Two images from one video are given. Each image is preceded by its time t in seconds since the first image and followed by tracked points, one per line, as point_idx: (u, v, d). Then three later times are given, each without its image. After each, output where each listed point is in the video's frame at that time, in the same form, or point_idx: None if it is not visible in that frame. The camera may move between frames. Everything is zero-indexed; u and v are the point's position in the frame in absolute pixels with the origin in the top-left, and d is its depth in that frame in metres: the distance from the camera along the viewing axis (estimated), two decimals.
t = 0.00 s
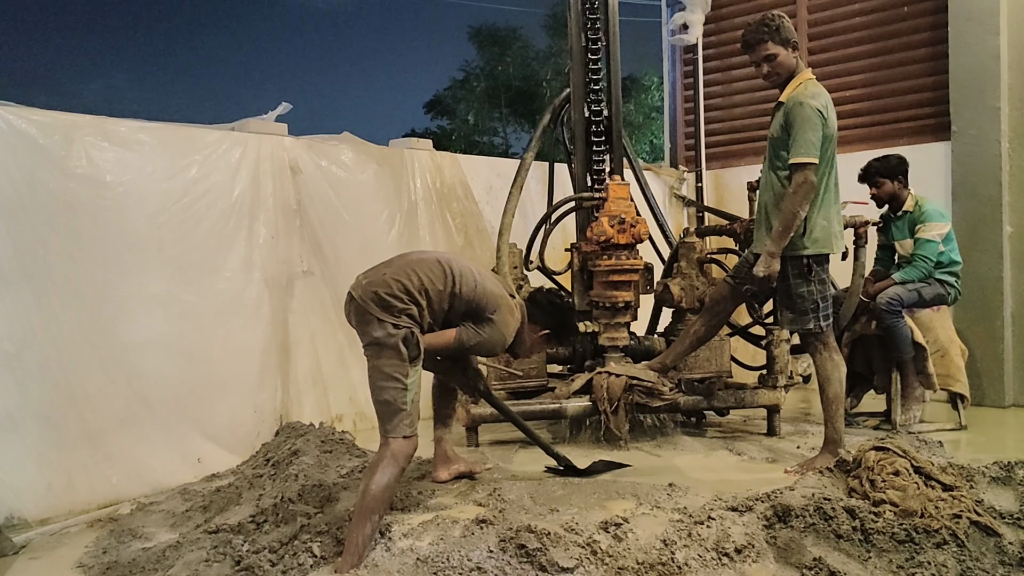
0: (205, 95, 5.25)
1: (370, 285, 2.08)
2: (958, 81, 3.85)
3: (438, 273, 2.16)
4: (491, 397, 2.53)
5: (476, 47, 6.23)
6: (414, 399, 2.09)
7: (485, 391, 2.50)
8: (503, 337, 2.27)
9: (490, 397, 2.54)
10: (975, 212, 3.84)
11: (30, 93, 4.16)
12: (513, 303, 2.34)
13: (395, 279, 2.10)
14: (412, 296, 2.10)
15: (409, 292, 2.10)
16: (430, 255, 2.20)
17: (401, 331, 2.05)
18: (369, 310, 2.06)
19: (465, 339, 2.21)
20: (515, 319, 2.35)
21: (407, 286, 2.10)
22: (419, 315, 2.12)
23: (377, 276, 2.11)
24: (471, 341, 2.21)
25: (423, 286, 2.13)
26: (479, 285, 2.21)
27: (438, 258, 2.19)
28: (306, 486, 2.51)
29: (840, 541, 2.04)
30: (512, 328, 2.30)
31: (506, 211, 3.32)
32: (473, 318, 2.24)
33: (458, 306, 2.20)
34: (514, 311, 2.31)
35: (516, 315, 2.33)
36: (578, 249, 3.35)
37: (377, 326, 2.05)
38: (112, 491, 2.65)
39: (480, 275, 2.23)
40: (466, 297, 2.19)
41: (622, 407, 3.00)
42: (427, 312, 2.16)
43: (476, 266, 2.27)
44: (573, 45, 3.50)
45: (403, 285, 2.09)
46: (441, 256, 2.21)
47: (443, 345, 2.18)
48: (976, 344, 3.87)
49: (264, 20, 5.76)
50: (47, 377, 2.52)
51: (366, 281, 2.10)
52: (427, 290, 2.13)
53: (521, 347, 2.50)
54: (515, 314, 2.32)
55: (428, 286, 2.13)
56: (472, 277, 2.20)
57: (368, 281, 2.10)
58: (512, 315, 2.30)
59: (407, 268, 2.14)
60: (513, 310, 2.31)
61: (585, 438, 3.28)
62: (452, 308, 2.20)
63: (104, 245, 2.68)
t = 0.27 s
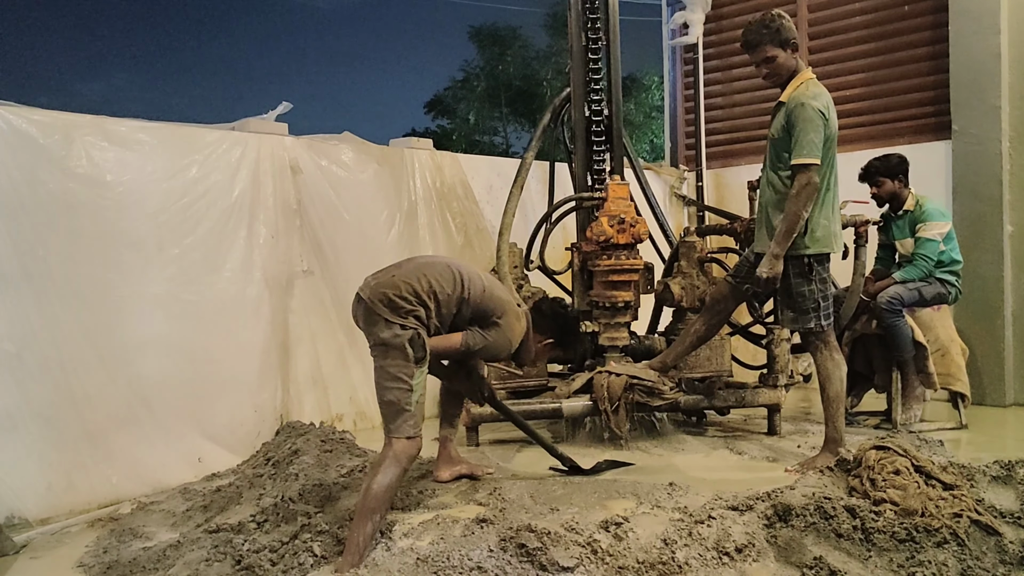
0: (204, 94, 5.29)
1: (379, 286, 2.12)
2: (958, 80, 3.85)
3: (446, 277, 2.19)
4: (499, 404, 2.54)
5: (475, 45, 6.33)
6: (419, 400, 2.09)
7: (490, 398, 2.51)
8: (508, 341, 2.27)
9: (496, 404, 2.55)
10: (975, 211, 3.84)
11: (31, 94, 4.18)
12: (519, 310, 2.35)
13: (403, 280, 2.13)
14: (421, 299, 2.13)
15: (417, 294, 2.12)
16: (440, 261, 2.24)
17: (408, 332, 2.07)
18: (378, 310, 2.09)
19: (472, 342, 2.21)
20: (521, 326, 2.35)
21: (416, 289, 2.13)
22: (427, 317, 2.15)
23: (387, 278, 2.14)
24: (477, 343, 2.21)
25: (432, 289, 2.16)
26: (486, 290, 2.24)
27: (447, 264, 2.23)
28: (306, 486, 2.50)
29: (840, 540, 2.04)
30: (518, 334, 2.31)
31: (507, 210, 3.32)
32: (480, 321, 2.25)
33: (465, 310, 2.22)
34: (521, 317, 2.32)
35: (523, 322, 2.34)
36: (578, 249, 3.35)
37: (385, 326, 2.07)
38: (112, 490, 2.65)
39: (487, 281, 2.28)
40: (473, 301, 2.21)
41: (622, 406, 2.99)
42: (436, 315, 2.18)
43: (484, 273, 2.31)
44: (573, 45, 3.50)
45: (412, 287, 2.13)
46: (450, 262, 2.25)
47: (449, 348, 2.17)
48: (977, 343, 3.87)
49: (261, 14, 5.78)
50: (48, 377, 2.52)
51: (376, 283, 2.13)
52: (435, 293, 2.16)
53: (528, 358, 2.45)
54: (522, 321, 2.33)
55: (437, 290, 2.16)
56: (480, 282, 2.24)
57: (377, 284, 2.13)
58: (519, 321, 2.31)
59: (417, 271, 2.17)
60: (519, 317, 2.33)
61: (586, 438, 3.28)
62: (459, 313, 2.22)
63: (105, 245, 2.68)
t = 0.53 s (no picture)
0: (205, 95, 5.30)
1: (390, 289, 2.11)
2: (957, 80, 3.85)
3: (457, 284, 2.20)
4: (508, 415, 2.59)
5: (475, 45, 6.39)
6: (427, 403, 2.10)
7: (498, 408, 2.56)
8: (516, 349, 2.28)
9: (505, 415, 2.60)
10: (975, 211, 3.84)
11: (30, 94, 4.18)
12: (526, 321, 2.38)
13: (416, 285, 2.13)
14: (431, 304, 2.13)
15: (428, 299, 2.13)
16: (451, 268, 2.25)
17: (417, 335, 2.07)
18: (388, 313, 2.09)
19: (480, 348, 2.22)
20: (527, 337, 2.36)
21: (427, 294, 2.13)
22: (436, 322, 2.15)
23: (398, 282, 2.14)
24: (485, 349, 2.22)
25: (442, 294, 2.16)
26: (495, 299, 2.26)
27: (458, 271, 2.24)
28: (306, 485, 2.50)
29: (840, 540, 2.04)
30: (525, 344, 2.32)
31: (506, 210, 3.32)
32: (487, 329, 2.26)
33: (474, 317, 2.23)
34: (528, 327, 2.34)
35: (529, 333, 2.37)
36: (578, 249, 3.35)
37: (394, 329, 2.08)
38: (112, 490, 2.65)
39: (497, 290, 2.30)
40: (483, 309, 2.23)
41: (622, 406, 2.99)
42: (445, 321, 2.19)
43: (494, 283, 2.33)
44: (573, 45, 3.50)
45: (423, 292, 2.13)
46: (461, 270, 2.26)
47: (456, 354, 2.19)
48: (977, 343, 3.87)
49: (261, 14, 5.78)
50: (48, 377, 2.52)
51: (386, 286, 2.13)
52: (445, 299, 2.16)
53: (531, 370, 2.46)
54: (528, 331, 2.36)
55: (447, 295, 2.16)
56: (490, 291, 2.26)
57: (388, 287, 2.12)
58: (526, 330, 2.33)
59: (429, 277, 2.17)
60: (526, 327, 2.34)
61: (585, 438, 3.27)
62: (468, 320, 2.23)
63: (104, 245, 2.68)
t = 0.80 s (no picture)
0: (204, 95, 5.30)
1: (401, 301, 2.17)
2: (957, 81, 3.85)
3: (466, 295, 2.26)
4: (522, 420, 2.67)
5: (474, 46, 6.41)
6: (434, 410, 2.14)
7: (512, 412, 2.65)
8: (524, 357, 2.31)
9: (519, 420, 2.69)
10: (975, 212, 3.84)
11: (31, 93, 4.19)
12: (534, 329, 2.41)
13: (425, 296, 2.18)
14: (441, 314, 2.19)
15: (438, 309, 2.18)
16: (458, 280, 2.31)
17: (427, 344, 2.12)
18: (399, 323, 2.14)
19: (489, 357, 2.26)
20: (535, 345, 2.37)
21: (436, 304, 2.18)
22: (446, 331, 2.20)
23: (409, 293, 2.20)
24: (493, 358, 2.27)
25: (451, 304, 2.22)
26: (503, 309, 2.31)
27: (465, 282, 2.30)
28: (305, 486, 2.50)
29: (840, 541, 2.04)
30: (534, 352, 2.35)
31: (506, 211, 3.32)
32: (496, 338, 2.31)
33: (483, 326, 2.28)
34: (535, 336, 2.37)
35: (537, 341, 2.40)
36: (579, 250, 3.35)
37: (405, 339, 2.12)
38: (111, 490, 2.65)
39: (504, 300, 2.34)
40: (490, 318, 2.28)
41: (622, 407, 2.95)
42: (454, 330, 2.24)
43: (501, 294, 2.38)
44: (573, 45, 3.50)
45: (433, 302, 2.18)
46: (468, 281, 2.32)
47: (466, 362, 2.23)
48: (977, 344, 3.87)
49: (261, 15, 5.79)
50: (47, 377, 2.52)
51: (397, 298, 2.19)
52: (453, 308, 2.22)
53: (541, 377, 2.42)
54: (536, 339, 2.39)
55: (455, 305, 2.22)
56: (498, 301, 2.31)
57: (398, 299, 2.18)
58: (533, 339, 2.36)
59: (437, 288, 2.23)
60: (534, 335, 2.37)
61: (585, 439, 3.27)
62: (476, 329, 2.28)
63: (104, 245, 2.68)
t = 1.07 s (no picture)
0: (204, 95, 5.30)
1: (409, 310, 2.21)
2: (957, 83, 3.85)
3: (474, 301, 2.29)
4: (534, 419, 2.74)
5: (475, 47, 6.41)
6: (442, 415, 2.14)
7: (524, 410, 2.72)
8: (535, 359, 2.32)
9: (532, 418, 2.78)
10: (975, 214, 3.84)
11: (31, 93, 4.19)
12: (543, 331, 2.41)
13: (434, 304, 2.23)
14: (450, 321, 2.23)
15: (447, 316, 2.23)
16: (466, 287, 2.35)
17: (438, 350, 2.15)
18: (409, 332, 2.17)
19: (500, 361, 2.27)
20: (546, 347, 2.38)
21: (445, 311, 2.23)
22: (455, 338, 2.24)
23: (418, 302, 2.25)
24: (505, 361, 2.28)
25: (460, 311, 2.26)
26: (512, 312, 2.32)
27: (473, 289, 2.34)
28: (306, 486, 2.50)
29: (839, 542, 2.04)
30: (545, 354, 2.35)
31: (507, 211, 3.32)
32: (506, 342, 2.32)
33: (492, 331, 2.31)
34: (546, 337, 2.37)
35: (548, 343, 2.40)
36: (579, 251, 3.35)
37: (416, 346, 2.16)
38: (111, 490, 2.65)
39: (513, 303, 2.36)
40: (500, 322, 2.30)
41: (622, 407, 2.94)
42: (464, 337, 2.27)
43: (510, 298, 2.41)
44: (573, 45, 3.50)
45: (442, 310, 2.23)
46: (476, 287, 2.36)
47: (478, 367, 2.25)
48: (977, 346, 3.87)
49: (262, 15, 5.79)
50: (47, 376, 2.52)
51: (407, 307, 2.23)
52: (463, 314, 2.26)
53: (554, 379, 2.48)
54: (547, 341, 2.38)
55: (464, 312, 2.26)
56: (506, 305, 2.33)
57: (407, 308, 2.23)
58: (544, 341, 2.37)
59: (445, 296, 2.28)
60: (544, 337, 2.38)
61: (586, 439, 3.28)
62: (486, 334, 2.31)
63: (104, 245, 2.68)
